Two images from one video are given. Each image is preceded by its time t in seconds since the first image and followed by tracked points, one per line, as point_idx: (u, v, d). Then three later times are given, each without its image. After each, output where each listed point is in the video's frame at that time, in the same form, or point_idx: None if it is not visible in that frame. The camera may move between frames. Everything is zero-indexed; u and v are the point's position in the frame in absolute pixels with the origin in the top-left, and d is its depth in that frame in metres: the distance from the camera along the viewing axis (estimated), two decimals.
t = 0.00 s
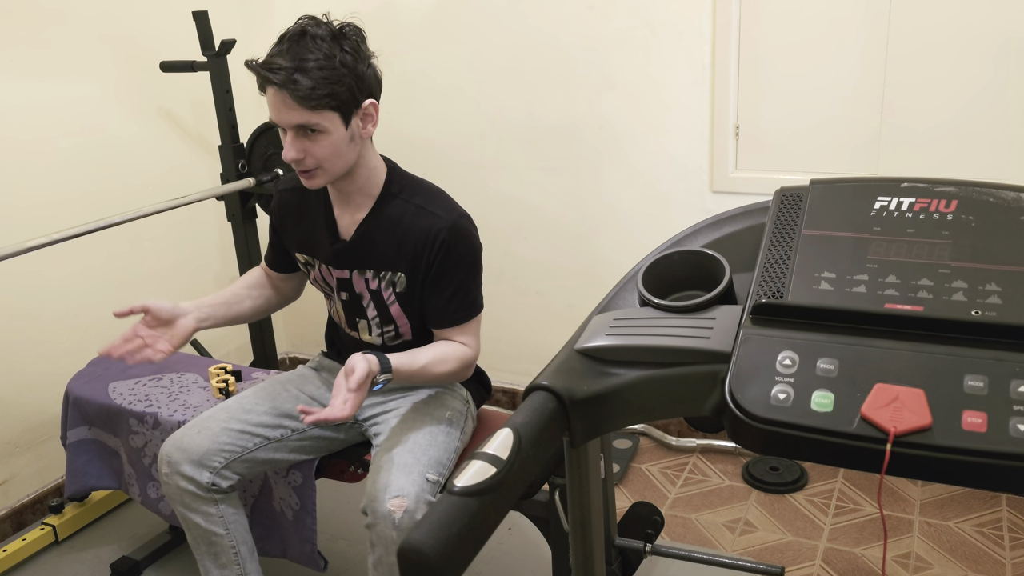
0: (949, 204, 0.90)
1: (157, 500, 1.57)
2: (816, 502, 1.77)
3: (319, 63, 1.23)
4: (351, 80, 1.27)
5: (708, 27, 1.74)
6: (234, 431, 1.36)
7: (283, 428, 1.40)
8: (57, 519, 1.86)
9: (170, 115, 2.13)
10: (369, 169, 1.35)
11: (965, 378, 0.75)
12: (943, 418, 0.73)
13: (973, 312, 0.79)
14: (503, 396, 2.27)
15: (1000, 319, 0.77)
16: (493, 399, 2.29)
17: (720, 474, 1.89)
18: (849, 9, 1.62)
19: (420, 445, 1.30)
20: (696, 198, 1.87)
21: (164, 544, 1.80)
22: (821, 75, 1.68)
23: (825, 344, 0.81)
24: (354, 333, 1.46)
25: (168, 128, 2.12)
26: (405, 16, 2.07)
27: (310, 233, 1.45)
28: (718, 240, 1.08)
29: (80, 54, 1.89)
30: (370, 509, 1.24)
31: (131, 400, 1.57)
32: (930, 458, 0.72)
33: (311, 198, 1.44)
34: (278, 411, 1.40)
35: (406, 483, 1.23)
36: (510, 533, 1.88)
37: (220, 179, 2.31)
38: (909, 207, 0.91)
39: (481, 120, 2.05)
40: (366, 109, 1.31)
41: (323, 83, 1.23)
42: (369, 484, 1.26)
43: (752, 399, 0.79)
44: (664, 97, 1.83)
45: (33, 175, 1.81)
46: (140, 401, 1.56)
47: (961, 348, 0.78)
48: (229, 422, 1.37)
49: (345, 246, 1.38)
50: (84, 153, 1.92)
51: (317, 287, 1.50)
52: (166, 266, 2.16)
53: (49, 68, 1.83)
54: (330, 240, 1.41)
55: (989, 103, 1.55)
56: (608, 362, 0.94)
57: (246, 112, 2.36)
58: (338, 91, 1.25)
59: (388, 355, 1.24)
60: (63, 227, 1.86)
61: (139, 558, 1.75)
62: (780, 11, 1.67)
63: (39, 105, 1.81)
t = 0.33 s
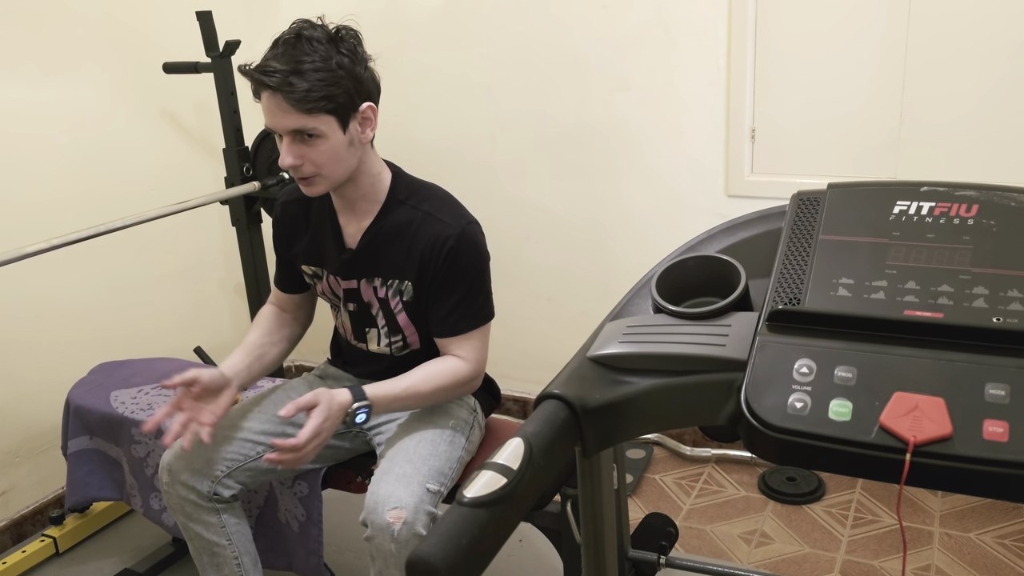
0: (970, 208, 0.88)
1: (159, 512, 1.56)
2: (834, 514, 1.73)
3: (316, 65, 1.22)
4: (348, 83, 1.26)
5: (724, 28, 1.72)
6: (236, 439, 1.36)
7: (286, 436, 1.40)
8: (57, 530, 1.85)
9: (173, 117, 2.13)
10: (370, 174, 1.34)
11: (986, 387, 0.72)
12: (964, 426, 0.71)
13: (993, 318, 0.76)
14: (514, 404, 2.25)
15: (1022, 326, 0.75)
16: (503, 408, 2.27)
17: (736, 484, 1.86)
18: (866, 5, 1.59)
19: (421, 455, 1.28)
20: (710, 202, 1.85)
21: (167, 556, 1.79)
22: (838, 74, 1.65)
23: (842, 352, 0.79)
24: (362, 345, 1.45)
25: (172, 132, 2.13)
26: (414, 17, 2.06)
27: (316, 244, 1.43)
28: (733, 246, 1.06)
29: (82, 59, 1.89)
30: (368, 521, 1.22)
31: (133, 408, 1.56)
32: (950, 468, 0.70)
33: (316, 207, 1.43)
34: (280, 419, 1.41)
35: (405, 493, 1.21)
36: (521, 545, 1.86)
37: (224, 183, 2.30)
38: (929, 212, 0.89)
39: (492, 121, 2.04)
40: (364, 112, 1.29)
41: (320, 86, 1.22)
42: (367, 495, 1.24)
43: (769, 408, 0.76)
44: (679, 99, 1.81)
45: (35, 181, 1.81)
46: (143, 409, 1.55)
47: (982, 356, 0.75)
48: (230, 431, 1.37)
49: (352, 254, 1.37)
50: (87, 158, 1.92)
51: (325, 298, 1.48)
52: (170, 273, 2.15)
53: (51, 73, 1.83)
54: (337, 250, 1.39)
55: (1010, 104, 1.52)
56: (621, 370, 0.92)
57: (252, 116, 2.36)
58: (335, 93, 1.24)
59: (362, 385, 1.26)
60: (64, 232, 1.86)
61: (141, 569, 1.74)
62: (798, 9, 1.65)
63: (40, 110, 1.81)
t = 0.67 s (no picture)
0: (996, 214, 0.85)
1: (164, 525, 1.55)
2: (856, 527, 1.70)
3: (313, 72, 1.21)
4: (347, 91, 1.24)
5: (744, 29, 1.70)
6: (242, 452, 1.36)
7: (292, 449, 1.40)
8: (58, 544, 1.83)
9: (177, 120, 2.12)
10: (371, 185, 1.32)
11: (1013, 398, 0.70)
12: (990, 438, 0.68)
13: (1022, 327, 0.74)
14: (527, 415, 2.22)
15: None
16: (517, 419, 2.24)
17: (755, 497, 1.83)
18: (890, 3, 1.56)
19: (431, 467, 1.26)
20: (730, 207, 1.82)
21: (172, 570, 1.77)
22: (860, 75, 1.62)
23: (864, 362, 0.76)
24: (367, 359, 1.44)
25: (176, 138, 2.12)
26: (425, 20, 2.05)
27: (321, 255, 1.41)
28: (752, 252, 1.03)
29: (86, 64, 1.89)
30: (377, 534, 1.20)
31: (136, 420, 1.55)
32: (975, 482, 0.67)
33: (318, 216, 1.41)
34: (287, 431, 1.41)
35: (415, 505, 1.19)
36: (534, 559, 1.83)
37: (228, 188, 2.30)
38: (954, 217, 0.86)
39: (505, 125, 2.02)
40: (364, 121, 1.28)
41: (317, 94, 1.20)
42: (376, 508, 1.22)
43: (789, 419, 0.74)
44: (698, 101, 1.78)
45: (38, 188, 1.81)
46: (146, 421, 1.54)
47: (1008, 365, 0.73)
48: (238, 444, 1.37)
49: (355, 267, 1.35)
50: (90, 165, 1.91)
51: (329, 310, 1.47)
52: (174, 281, 2.15)
53: (55, 79, 1.83)
54: (340, 263, 1.37)
55: None
56: (637, 380, 0.90)
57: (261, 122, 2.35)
58: (333, 101, 1.22)
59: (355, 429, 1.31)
60: (65, 238, 1.85)
61: None
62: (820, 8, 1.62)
63: (42, 115, 1.81)
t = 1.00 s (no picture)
0: None
1: (166, 540, 1.53)
2: (880, 542, 1.66)
3: (318, 81, 1.18)
4: (352, 101, 1.21)
5: (764, 30, 1.67)
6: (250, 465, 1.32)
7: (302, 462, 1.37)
8: (59, 560, 1.80)
9: (181, 123, 2.12)
10: (379, 198, 1.30)
11: None
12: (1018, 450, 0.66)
13: None
14: (541, 428, 2.20)
15: None
16: (530, 431, 2.22)
17: (776, 511, 1.79)
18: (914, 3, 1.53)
19: (449, 481, 1.24)
20: (750, 213, 1.79)
21: None
22: (882, 77, 1.60)
23: (888, 372, 0.74)
24: (374, 372, 1.42)
25: (181, 148, 2.12)
26: (437, 23, 2.03)
27: (329, 265, 1.40)
28: (773, 260, 1.00)
29: (89, 73, 1.89)
30: (394, 550, 1.18)
31: (139, 432, 1.53)
32: (1002, 496, 0.65)
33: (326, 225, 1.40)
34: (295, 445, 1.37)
35: (434, 522, 1.17)
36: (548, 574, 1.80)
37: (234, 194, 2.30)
38: (981, 223, 0.84)
39: (518, 129, 2.00)
40: (372, 132, 1.25)
41: (320, 104, 1.18)
42: (393, 524, 1.19)
43: (811, 431, 0.72)
44: (717, 105, 1.76)
45: (38, 198, 1.80)
46: (149, 433, 1.53)
47: None
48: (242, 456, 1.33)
49: (363, 281, 1.33)
50: (93, 174, 1.91)
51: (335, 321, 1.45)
52: (178, 291, 2.14)
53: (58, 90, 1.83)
54: (348, 276, 1.36)
55: None
56: (654, 391, 0.88)
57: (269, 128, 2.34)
58: (337, 113, 1.19)
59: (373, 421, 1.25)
60: (65, 245, 1.84)
61: None
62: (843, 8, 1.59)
63: (42, 122, 1.80)
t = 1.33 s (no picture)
0: None
1: (171, 555, 1.52)
2: (905, 558, 1.62)
3: (321, 66, 1.19)
4: (353, 92, 1.21)
5: (786, 32, 1.64)
6: (257, 479, 1.32)
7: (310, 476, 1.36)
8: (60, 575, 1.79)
9: (187, 127, 2.12)
10: (382, 198, 1.28)
11: None
12: None
13: None
14: (556, 439, 2.18)
15: None
16: (545, 442, 2.19)
17: (799, 526, 1.76)
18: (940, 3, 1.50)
19: (461, 496, 1.22)
20: (771, 220, 1.76)
21: None
22: (907, 79, 1.57)
23: (914, 382, 0.72)
24: (387, 380, 1.40)
25: (186, 156, 2.12)
26: (450, 25, 2.02)
27: (342, 271, 1.38)
28: (795, 266, 0.98)
29: (90, 83, 1.88)
30: (404, 566, 1.15)
31: (142, 444, 1.52)
32: None
33: (339, 229, 1.38)
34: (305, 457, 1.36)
35: (445, 537, 1.14)
36: None
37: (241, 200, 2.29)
38: (1009, 229, 0.81)
39: (532, 134, 1.98)
40: (372, 127, 1.23)
41: (318, 89, 1.19)
42: (403, 538, 1.17)
43: (834, 443, 0.70)
44: (737, 108, 1.73)
45: (39, 209, 1.80)
46: (152, 445, 1.51)
47: None
48: (249, 470, 1.32)
49: (378, 286, 1.31)
50: (95, 185, 1.90)
51: (347, 327, 1.43)
52: (181, 303, 2.13)
53: (60, 101, 1.82)
54: (362, 281, 1.34)
55: None
56: (673, 402, 0.85)
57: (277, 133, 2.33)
58: (334, 100, 1.20)
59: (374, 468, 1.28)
60: (66, 253, 1.83)
61: None
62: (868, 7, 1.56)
63: (42, 130, 1.80)
